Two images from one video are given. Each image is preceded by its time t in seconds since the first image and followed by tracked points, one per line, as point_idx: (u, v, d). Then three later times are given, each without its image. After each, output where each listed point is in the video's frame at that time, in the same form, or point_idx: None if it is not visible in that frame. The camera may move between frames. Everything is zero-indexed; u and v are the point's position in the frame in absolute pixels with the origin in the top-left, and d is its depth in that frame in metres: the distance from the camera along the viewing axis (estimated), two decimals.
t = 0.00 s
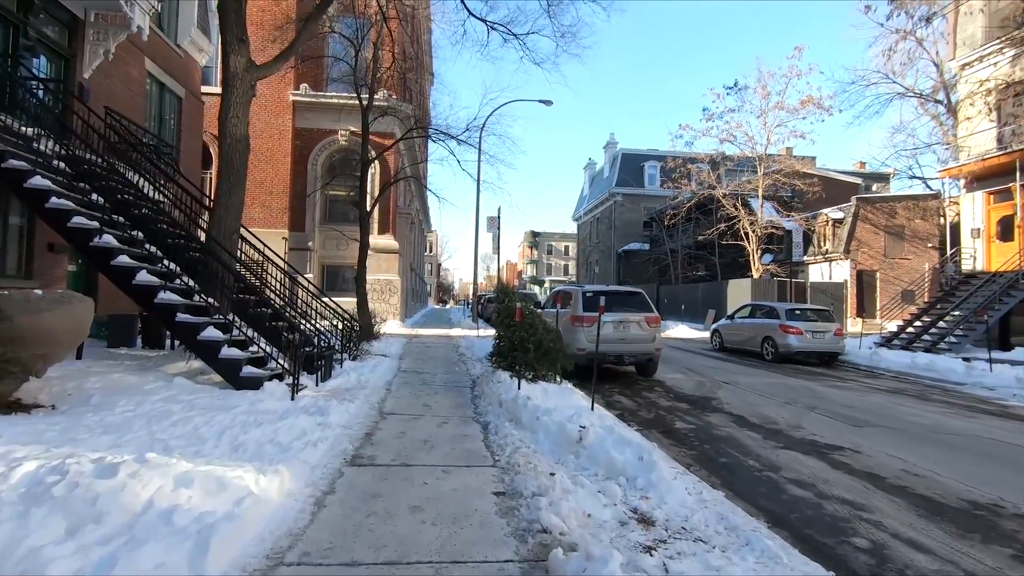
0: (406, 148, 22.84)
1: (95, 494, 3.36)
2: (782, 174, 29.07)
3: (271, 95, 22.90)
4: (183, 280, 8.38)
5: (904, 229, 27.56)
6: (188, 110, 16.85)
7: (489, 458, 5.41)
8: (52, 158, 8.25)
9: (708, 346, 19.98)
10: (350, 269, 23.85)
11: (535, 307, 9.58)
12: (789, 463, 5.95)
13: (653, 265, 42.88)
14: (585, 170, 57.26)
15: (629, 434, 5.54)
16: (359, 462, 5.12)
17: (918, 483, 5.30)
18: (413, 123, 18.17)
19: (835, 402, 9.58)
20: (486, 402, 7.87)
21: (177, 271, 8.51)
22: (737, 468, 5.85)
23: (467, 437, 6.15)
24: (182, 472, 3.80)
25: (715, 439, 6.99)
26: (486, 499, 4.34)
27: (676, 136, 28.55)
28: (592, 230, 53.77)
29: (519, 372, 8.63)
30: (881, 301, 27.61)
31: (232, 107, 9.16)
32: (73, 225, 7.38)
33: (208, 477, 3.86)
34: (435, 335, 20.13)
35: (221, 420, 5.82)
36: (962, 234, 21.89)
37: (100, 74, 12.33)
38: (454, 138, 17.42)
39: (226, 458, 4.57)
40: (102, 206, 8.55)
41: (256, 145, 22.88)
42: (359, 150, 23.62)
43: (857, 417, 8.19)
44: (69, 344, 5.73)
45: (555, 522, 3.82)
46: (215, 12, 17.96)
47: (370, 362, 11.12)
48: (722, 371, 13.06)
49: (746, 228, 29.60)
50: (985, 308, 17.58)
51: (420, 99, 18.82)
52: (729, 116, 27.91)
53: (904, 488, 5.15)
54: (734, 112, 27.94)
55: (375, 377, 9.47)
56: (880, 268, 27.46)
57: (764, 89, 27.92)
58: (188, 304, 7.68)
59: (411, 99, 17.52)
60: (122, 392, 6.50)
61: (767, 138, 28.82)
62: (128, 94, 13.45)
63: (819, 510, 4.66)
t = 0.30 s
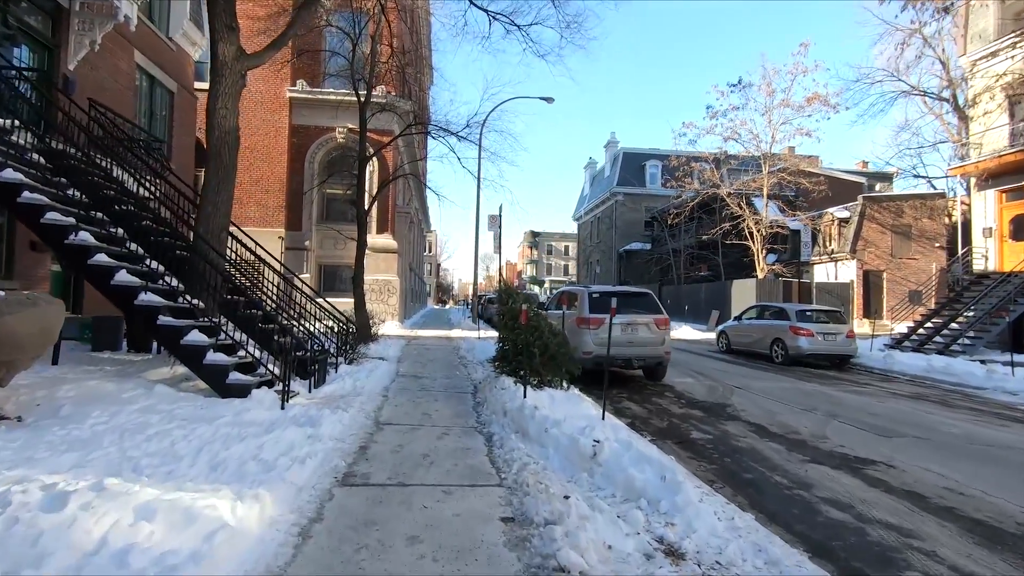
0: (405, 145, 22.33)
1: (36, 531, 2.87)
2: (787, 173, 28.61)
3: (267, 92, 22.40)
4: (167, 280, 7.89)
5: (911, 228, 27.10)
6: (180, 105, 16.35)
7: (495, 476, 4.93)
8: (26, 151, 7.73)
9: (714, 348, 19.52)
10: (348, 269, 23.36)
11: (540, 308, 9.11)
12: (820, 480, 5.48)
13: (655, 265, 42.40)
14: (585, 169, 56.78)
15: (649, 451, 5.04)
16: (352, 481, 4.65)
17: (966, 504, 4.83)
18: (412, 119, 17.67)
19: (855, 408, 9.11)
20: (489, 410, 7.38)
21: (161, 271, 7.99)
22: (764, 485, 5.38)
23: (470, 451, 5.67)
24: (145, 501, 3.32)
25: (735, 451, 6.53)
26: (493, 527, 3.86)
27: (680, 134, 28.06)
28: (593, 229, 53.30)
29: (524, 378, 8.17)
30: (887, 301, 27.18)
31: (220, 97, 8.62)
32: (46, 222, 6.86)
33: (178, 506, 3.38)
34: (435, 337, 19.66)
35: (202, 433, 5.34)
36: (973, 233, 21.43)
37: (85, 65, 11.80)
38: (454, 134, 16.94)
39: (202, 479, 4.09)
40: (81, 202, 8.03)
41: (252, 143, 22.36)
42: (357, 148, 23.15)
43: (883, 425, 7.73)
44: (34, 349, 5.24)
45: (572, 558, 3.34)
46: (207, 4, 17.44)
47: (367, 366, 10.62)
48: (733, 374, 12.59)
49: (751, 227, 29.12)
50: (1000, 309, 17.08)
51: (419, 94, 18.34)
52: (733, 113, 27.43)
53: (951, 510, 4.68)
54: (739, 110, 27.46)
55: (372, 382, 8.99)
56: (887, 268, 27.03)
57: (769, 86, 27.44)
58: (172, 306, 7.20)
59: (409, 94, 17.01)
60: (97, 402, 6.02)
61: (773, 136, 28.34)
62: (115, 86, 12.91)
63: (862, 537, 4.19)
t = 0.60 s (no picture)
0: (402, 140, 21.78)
1: None
2: (792, 170, 28.17)
3: (262, 87, 21.95)
4: (147, 278, 7.43)
5: (917, 227, 26.67)
6: (171, 98, 15.89)
7: (497, 494, 4.47)
8: None
9: (720, 349, 19.09)
10: (344, 268, 22.87)
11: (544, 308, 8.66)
12: (852, 495, 5.03)
13: (656, 265, 41.96)
14: (585, 168, 56.34)
15: (666, 465, 4.58)
16: (340, 500, 4.20)
17: (1017, 523, 4.40)
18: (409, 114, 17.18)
19: (875, 413, 8.66)
20: (491, 417, 6.92)
21: (141, 268, 7.53)
22: (790, 500, 4.93)
23: (471, 463, 5.21)
24: (91, 534, 2.87)
25: (755, 461, 6.08)
26: (496, 557, 3.41)
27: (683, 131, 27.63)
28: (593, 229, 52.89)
29: (527, 381, 7.73)
30: (893, 301, 26.76)
31: (205, 85, 8.16)
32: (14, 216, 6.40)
33: (131, 538, 2.98)
34: (433, 338, 19.18)
35: (178, 444, 4.88)
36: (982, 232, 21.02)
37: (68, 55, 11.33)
38: (453, 129, 16.49)
39: (169, 501, 3.64)
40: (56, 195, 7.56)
41: (247, 139, 21.88)
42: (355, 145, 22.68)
43: (908, 433, 7.28)
44: None
45: None
46: None
47: (362, 368, 10.16)
48: (742, 377, 12.15)
49: (755, 226, 28.67)
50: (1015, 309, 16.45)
51: (416, 89, 17.86)
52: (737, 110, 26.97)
53: (1002, 531, 4.24)
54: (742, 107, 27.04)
55: (367, 386, 8.54)
56: (893, 267, 26.60)
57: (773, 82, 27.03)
58: (151, 305, 6.76)
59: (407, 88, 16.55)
60: (66, 409, 5.55)
61: (777, 133, 27.90)
62: (101, 78, 12.44)
63: (909, 564, 3.75)
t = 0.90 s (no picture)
0: (400, 136, 21.31)
1: None
2: (797, 168, 27.67)
3: (256, 82, 21.42)
4: (123, 279, 6.93)
5: (925, 226, 26.21)
6: (161, 92, 15.39)
7: (501, 523, 3.96)
8: None
9: (725, 351, 18.62)
10: (341, 268, 22.40)
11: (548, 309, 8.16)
12: (894, 521, 4.55)
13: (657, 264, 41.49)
14: (585, 166, 55.84)
15: (690, 490, 4.07)
16: (323, 532, 3.71)
17: None
18: (407, 109, 16.68)
19: (899, 422, 8.18)
20: (494, 428, 6.42)
21: (117, 269, 7.02)
22: (825, 527, 4.44)
23: (471, 484, 4.71)
24: None
25: (780, 478, 5.59)
26: None
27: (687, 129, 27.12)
28: (593, 228, 52.42)
29: (530, 389, 7.23)
30: (900, 302, 26.27)
31: (187, 74, 7.64)
32: None
33: None
34: (432, 339, 18.72)
35: (145, 466, 4.39)
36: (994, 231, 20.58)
37: (49, 45, 10.80)
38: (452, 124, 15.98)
39: (123, 539, 3.15)
40: (26, 189, 7.04)
41: (241, 136, 21.34)
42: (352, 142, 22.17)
43: (939, 445, 6.79)
44: None
45: None
46: None
47: (357, 373, 9.64)
48: (753, 381, 11.66)
49: (761, 225, 28.14)
50: None
51: (415, 83, 17.35)
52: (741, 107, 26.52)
53: None
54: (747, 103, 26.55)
55: (361, 394, 8.05)
56: (899, 267, 26.17)
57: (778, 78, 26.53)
58: (125, 308, 6.26)
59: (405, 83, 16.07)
60: (25, 424, 5.06)
61: (782, 130, 27.39)
62: (84, 70, 11.91)
63: None
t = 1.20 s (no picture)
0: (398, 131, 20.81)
1: None
2: (802, 165, 27.20)
3: (250, 76, 20.91)
4: (99, 275, 6.46)
5: (932, 224, 25.76)
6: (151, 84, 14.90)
7: (509, 549, 3.49)
8: None
9: (732, 351, 18.15)
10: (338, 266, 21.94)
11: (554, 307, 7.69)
12: (946, 542, 4.08)
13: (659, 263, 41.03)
14: (586, 165, 55.37)
15: (724, 512, 3.59)
16: (304, 562, 3.22)
17: None
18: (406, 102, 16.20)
19: (927, 428, 7.70)
20: (498, 435, 5.94)
21: (93, 265, 6.53)
22: (870, 550, 3.97)
23: (474, 501, 4.23)
24: None
25: (811, 492, 5.12)
26: None
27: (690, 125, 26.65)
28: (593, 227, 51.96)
29: (535, 392, 6.76)
30: (908, 301, 25.82)
31: (169, 56, 7.15)
32: None
33: None
34: (431, 339, 18.24)
35: (108, 482, 3.91)
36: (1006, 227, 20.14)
37: (30, 31, 10.29)
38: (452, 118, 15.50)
39: None
40: None
41: (236, 131, 20.85)
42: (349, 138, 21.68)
43: (977, 453, 6.31)
44: None
45: None
46: None
47: (352, 375, 9.16)
48: (765, 383, 11.19)
49: (767, 223, 27.67)
50: None
51: (414, 75, 16.87)
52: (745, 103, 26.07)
53: None
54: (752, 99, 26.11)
55: (355, 397, 7.57)
56: (906, 266, 25.73)
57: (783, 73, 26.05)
58: (98, 306, 5.80)
59: (404, 75, 15.59)
60: None
61: (788, 127, 26.92)
62: (69, 59, 11.42)
63: None
